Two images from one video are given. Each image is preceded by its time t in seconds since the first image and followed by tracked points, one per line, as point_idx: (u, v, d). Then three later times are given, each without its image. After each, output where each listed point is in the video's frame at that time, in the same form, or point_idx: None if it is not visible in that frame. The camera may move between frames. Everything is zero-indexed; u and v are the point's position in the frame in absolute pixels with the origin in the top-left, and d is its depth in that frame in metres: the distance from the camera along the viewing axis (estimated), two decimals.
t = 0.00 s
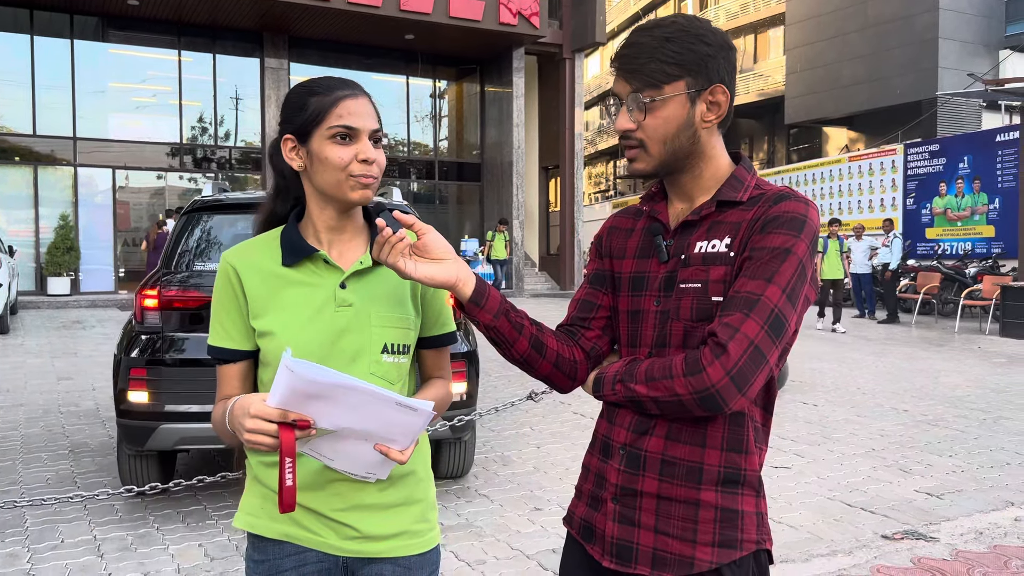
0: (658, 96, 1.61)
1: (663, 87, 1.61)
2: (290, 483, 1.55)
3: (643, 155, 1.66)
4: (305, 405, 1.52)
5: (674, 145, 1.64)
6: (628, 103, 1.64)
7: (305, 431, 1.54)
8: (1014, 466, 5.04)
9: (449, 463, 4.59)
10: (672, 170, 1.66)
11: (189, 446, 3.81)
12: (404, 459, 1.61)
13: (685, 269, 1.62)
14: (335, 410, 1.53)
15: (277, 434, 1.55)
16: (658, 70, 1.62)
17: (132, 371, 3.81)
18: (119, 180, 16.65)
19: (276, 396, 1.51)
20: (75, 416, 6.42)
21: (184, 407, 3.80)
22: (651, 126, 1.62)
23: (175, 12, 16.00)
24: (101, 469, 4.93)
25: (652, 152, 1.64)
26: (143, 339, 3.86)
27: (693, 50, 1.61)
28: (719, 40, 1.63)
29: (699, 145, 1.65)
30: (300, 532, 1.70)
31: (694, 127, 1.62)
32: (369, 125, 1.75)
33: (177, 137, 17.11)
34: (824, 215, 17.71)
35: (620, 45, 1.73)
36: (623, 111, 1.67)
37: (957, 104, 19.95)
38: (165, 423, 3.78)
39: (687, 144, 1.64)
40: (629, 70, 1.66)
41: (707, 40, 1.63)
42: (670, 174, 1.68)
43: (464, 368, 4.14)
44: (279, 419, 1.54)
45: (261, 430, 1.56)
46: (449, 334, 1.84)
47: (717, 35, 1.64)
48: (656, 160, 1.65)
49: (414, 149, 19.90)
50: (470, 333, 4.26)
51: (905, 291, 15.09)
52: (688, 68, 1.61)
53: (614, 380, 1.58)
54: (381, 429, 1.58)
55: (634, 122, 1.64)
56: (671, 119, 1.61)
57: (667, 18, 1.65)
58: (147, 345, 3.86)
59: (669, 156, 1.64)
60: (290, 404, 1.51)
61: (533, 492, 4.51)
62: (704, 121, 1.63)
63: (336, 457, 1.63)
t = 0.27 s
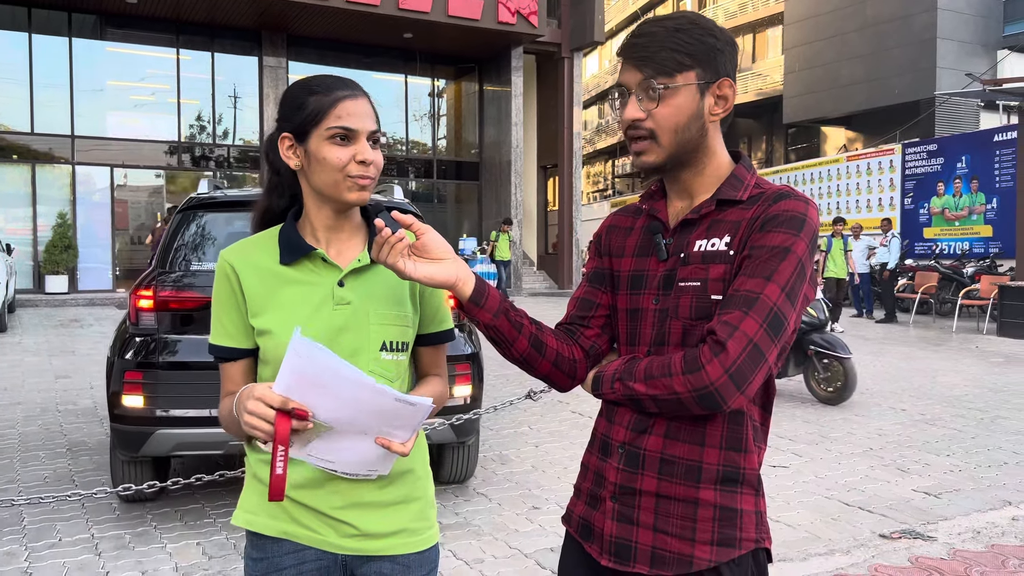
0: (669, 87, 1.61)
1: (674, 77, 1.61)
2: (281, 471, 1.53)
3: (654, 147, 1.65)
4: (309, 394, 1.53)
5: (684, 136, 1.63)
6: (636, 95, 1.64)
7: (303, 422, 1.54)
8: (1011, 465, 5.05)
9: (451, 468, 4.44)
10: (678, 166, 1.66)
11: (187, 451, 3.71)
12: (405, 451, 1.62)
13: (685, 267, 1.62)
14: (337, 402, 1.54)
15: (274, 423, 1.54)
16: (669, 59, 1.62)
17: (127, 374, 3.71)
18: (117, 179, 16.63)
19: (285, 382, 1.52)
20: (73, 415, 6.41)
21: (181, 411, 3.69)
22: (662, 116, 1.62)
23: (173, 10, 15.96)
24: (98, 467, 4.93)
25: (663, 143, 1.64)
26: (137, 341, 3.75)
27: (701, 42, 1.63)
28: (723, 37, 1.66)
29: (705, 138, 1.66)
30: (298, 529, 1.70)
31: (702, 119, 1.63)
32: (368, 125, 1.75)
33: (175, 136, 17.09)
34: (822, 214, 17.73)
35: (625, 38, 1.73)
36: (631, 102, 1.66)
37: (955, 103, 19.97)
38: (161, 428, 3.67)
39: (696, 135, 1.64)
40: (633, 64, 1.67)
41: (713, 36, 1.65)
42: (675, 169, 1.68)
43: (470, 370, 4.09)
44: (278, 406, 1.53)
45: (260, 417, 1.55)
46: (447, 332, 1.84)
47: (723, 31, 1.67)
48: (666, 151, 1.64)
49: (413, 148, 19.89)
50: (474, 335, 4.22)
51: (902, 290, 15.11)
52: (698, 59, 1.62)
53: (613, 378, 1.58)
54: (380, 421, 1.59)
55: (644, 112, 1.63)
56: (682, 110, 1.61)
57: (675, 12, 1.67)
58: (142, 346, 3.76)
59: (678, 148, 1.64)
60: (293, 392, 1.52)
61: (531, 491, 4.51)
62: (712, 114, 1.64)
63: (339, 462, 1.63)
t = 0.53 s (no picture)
0: (667, 90, 1.60)
1: (672, 81, 1.60)
2: (271, 452, 1.50)
3: (652, 154, 1.65)
4: (309, 376, 1.54)
5: (682, 139, 1.62)
6: (633, 102, 1.63)
7: (299, 407, 1.54)
8: (1008, 465, 5.05)
9: (453, 474, 4.33)
10: (676, 169, 1.66)
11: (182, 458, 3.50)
12: (403, 432, 1.63)
13: (685, 266, 1.61)
14: (336, 386, 1.55)
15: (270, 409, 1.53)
16: (666, 64, 1.61)
17: (119, 378, 3.51)
18: (114, 176, 16.58)
19: (286, 365, 1.55)
20: (69, 413, 6.38)
21: (176, 416, 3.48)
22: (660, 120, 1.61)
23: (171, 7, 15.92)
24: (94, 466, 4.91)
25: (660, 146, 1.63)
26: (129, 343, 3.56)
27: (699, 45, 1.62)
28: (722, 39, 1.65)
29: (704, 141, 1.65)
30: (292, 527, 1.69)
31: (701, 121, 1.62)
32: (373, 126, 1.74)
33: (172, 133, 17.06)
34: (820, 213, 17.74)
35: (623, 40, 1.72)
36: (630, 105, 1.65)
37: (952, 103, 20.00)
38: (153, 434, 3.45)
39: (695, 138, 1.63)
40: (632, 66, 1.66)
41: (712, 37, 1.64)
42: (674, 171, 1.67)
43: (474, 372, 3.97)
44: (275, 390, 1.53)
45: (257, 400, 1.54)
46: (443, 330, 1.82)
47: (721, 34, 1.66)
48: (663, 155, 1.63)
49: (411, 146, 19.86)
50: (476, 336, 4.08)
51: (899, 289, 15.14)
52: (694, 63, 1.61)
53: (614, 377, 1.57)
54: (375, 406, 1.59)
55: (642, 119, 1.62)
56: (681, 115, 1.61)
57: (673, 14, 1.66)
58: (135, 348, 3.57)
59: (678, 153, 1.63)
60: (289, 374, 1.54)
61: (529, 490, 4.50)
62: (710, 116, 1.63)
63: (334, 469, 1.60)
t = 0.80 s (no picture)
0: (667, 83, 1.60)
1: (672, 74, 1.60)
2: (271, 447, 1.50)
3: (649, 145, 1.64)
4: (310, 375, 1.53)
5: (681, 133, 1.62)
6: (633, 92, 1.63)
7: (300, 405, 1.53)
8: (1005, 464, 5.05)
9: (455, 478, 4.27)
10: (673, 165, 1.65)
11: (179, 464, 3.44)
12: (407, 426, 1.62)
13: (683, 266, 1.61)
14: (336, 388, 1.54)
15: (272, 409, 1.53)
16: (668, 55, 1.61)
17: (115, 380, 3.45)
18: (111, 175, 16.54)
19: (301, 364, 1.53)
20: (66, 412, 6.37)
21: (173, 420, 3.42)
22: (659, 113, 1.61)
23: (169, 6, 15.88)
24: (91, 465, 4.90)
25: (658, 140, 1.63)
26: (123, 346, 3.50)
27: (700, 41, 1.62)
28: (725, 38, 1.65)
29: (703, 136, 1.65)
30: (287, 528, 1.69)
31: (700, 116, 1.61)
32: (373, 124, 1.73)
33: (170, 132, 17.02)
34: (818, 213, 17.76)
35: (623, 35, 1.72)
36: (630, 97, 1.64)
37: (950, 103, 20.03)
38: (152, 438, 3.41)
39: (693, 133, 1.63)
40: (632, 61, 1.66)
41: (714, 35, 1.65)
42: (672, 166, 1.67)
43: (477, 374, 3.91)
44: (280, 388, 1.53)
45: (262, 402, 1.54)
46: (439, 330, 1.81)
47: (723, 32, 1.66)
48: (663, 149, 1.63)
49: (409, 145, 19.83)
50: (479, 337, 4.03)
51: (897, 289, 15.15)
52: (697, 56, 1.60)
53: (613, 376, 1.56)
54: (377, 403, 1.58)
55: (641, 109, 1.62)
56: (680, 108, 1.60)
57: (675, 9, 1.66)
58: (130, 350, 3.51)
59: (673, 144, 1.63)
60: (298, 373, 1.53)
61: (525, 489, 4.50)
62: (710, 112, 1.63)
63: (336, 477, 1.57)
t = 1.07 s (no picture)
0: (668, 80, 1.60)
1: (673, 71, 1.60)
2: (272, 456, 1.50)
3: (650, 144, 1.63)
4: (309, 379, 1.52)
5: (682, 132, 1.62)
6: (635, 87, 1.63)
7: (295, 410, 1.52)
8: (1002, 465, 5.06)
9: (459, 482, 4.17)
10: (673, 163, 1.65)
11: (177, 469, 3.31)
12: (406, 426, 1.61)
13: (684, 265, 1.60)
14: (335, 391, 1.53)
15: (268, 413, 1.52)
16: (670, 53, 1.61)
17: (109, 385, 3.29)
18: (108, 173, 16.53)
19: (297, 370, 1.53)
20: (63, 410, 6.36)
21: (171, 425, 3.28)
22: (660, 111, 1.60)
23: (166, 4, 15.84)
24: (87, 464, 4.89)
25: (659, 138, 1.62)
26: (118, 348, 3.34)
27: (703, 39, 1.62)
28: (728, 37, 1.65)
29: (703, 135, 1.64)
30: (283, 528, 1.68)
31: (701, 115, 1.61)
32: (371, 123, 1.72)
33: (167, 130, 16.99)
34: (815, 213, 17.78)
35: (625, 33, 1.72)
36: (631, 94, 1.64)
37: (948, 104, 20.06)
38: (146, 445, 3.26)
39: (694, 132, 1.62)
40: (634, 59, 1.65)
41: (716, 34, 1.64)
42: (674, 165, 1.66)
43: (483, 377, 3.81)
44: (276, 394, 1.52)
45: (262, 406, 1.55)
46: (438, 331, 1.81)
47: (726, 32, 1.66)
48: (663, 148, 1.62)
49: (406, 144, 19.83)
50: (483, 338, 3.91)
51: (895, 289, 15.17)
52: (699, 55, 1.60)
53: (612, 376, 1.56)
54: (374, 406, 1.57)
55: (643, 107, 1.61)
56: (681, 105, 1.60)
57: (679, 9, 1.66)
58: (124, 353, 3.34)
59: (674, 143, 1.62)
60: (293, 378, 1.53)
61: (523, 489, 4.50)
62: (710, 112, 1.63)
63: (341, 480, 1.56)
